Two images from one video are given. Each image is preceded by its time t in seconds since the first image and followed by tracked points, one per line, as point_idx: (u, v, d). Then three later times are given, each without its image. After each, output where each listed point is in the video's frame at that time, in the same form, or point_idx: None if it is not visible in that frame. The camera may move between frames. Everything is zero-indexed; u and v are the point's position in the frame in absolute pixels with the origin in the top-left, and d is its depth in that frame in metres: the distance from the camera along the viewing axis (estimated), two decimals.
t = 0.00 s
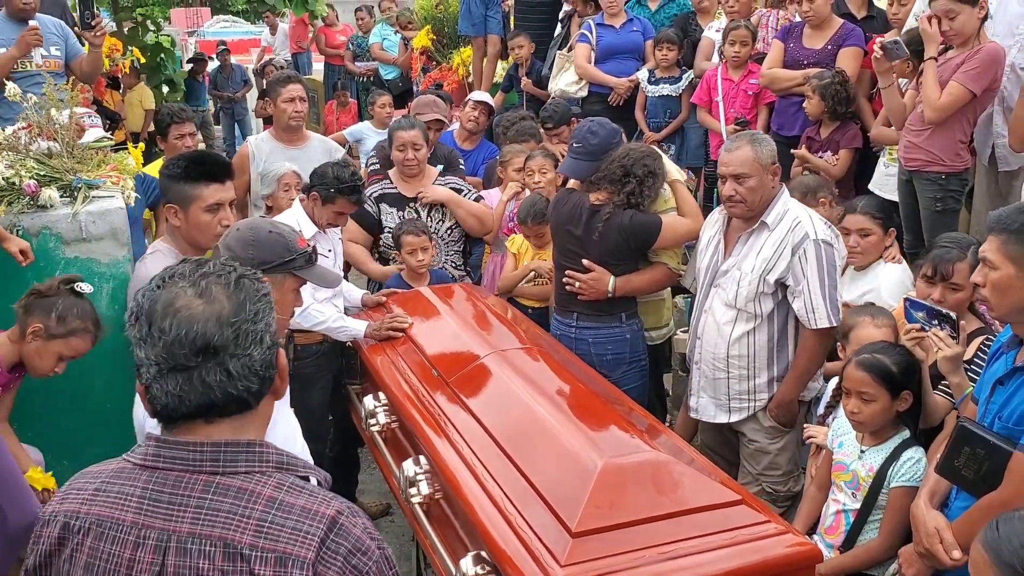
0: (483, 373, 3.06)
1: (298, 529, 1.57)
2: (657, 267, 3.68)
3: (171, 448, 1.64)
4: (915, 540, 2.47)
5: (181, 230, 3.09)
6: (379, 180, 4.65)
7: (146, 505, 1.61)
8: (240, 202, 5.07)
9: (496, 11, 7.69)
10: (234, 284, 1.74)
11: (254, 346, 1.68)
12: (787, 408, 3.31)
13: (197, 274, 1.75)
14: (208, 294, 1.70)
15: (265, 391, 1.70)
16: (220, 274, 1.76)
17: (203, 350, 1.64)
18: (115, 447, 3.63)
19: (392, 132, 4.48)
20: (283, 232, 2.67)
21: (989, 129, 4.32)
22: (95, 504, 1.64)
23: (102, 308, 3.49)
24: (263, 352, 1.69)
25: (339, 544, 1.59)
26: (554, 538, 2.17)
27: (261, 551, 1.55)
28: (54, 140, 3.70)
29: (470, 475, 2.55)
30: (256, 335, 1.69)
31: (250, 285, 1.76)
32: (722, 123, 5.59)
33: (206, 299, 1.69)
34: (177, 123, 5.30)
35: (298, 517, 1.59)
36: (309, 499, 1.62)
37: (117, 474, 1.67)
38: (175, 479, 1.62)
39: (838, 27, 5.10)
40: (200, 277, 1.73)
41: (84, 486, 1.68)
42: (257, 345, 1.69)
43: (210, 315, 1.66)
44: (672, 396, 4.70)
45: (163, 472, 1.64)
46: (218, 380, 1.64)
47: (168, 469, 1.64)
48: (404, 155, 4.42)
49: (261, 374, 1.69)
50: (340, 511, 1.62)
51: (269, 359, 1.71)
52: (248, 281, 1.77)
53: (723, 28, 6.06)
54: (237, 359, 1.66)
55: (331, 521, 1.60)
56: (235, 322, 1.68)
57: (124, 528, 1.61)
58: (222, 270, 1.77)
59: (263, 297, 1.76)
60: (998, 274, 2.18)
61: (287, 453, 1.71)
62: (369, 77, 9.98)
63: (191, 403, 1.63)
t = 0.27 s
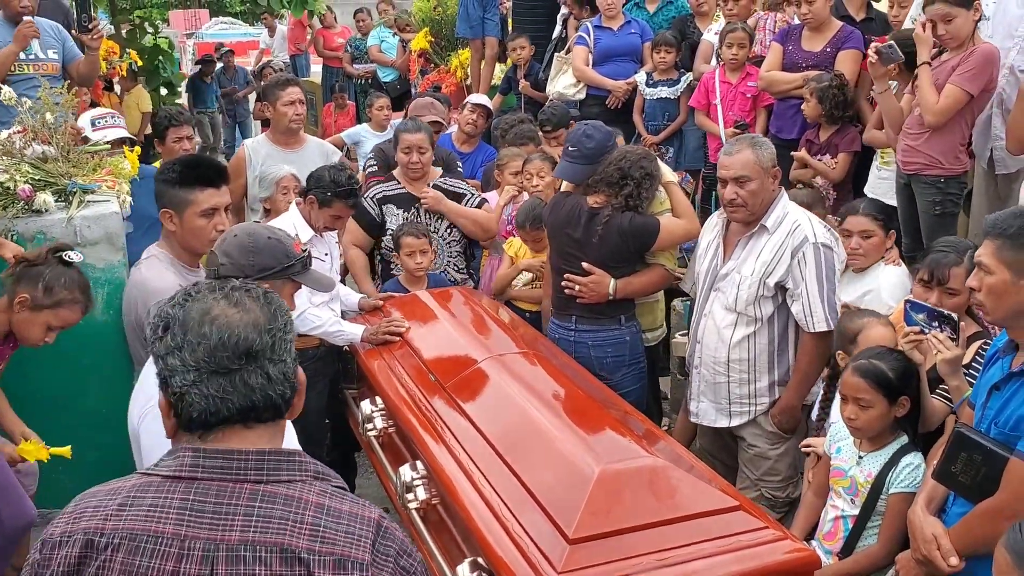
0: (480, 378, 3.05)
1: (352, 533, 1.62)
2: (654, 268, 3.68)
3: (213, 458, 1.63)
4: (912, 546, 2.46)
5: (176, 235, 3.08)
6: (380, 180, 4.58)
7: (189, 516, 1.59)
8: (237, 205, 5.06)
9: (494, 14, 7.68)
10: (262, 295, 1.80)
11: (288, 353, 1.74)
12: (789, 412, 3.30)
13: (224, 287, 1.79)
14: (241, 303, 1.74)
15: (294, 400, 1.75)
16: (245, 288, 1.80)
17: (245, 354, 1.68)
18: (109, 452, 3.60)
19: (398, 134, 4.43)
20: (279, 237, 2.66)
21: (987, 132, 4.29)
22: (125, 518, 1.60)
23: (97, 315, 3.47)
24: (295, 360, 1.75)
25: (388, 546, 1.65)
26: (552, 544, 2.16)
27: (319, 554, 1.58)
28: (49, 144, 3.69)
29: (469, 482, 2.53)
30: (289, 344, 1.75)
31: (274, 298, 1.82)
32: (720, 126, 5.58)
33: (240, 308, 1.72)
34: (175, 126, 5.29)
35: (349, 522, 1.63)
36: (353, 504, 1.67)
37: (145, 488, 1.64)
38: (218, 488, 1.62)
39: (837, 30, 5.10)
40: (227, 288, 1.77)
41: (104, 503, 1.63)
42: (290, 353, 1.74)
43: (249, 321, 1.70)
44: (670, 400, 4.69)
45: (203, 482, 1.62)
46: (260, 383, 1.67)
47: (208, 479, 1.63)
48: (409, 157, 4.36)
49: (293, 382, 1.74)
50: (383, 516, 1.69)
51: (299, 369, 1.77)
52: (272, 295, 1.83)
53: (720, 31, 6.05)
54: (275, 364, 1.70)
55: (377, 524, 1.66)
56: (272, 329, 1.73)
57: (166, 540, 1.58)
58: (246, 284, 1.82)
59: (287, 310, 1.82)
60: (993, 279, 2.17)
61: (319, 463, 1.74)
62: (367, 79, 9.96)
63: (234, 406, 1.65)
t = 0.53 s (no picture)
0: (479, 384, 3.04)
1: (353, 534, 1.62)
2: (651, 272, 3.68)
3: (208, 471, 1.61)
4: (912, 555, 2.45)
5: (174, 242, 3.07)
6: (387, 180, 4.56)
7: (188, 531, 1.55)
8: (235, 210, 5.06)
9: (493, 17, 7.68)
10: (238, 308, 1.82)
11: (269, 364, 1.76)
12: (789, 418, 3.30)
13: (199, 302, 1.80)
14: (220, 317, 1.75)
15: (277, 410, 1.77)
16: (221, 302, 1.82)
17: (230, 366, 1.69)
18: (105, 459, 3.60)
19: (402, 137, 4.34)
20: (277, 244, 2.66)
21: (987, 137, 4.30)
22: (122, 539, 1.55)
23: (96, 321, 3.49)
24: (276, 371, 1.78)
25: (385, 544, 1.66)
26: (551, 554, 2.15)
27: (324, 557, 1.57)
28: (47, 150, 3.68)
29: (468, 489, 2.51)
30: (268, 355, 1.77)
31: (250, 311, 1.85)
32: (720, 130, 5.58)
33: (220, 321, 1.74)
34: (174, 131, 5.28)
35: (347, 524, 1.64)
36: (347, 508, 1.68)
37: (139, 507, 1.59)
38: (215, 501, 1.59)
39: (836, 34, 5.09)
40: (204, 303, 1.79)
41: (95, 528, 1.57)
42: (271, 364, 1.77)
43: (231, 334, 1.72)
44: (670, 405, 4.68)
45: (200, 496, 1.59)
46: (246, 395, 1.69)
47: (204, 493, 1.60)
48: (413, 162, 4.32)
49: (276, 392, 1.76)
50: (377, 517, 1.70)
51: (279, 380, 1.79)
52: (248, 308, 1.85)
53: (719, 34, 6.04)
54: (259, 375, 1.72)
55: (373, 524, 1.67)
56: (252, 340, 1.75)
57: (166, 557, 1.53)
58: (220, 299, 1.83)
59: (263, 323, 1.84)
60: (991, 286, 2.17)
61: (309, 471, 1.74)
62: (365, 82, 9.95)
63: (222, 418, 1.66)
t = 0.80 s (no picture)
0: (480, 388, 3.04)
1: (310, 534, 1.61)
2: (651, 274, 3.68)
3: (162, 479, 1.61)
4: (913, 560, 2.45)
5: (175, 247, 3.08)
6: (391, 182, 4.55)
7: (144, 540, 1.56)
8: (236, 213, 5.06)
9: (492, 20, 7.70)
10: (187, 313, 1.78)
11: (222, 367, 1.74)
12: (791, 423, 3.31)
13: (149, 309, 1.77)
14: (168, 324, 1.72)
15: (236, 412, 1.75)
16: (171, 307, 1.79)
17: (179, 375, 1.66)
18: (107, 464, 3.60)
19: (412, 139, 4.45)
20: (279, 249, 2.66)
21: (988, 141, 4.33)
22: (83, 551, 1.56)
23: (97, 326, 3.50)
24: (230, 372, 1.75)
25: (348, 542, 1.64)
26: (553, 560, 2.15)
27: (280, 560, 1.57)
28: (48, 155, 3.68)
29: (468, 496, 2.51)
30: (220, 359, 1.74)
31: (200, 314, 1.81)
32: (720, 133, 5.59)
33: (168, 328, 1.71)
34: (175, 134, 5.29)
35: (305, 524, 1.62)
36: (308, 506, 1.66)
37: (101, 518, 1.60)
38: (170, 509, 1.59)
39: (837, 37, 5.10)
40: (150, 311, 1.75)
41: (59, 540, 1.59)
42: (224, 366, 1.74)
43: (178, 342, 1.69)
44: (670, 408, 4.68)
45: (156, 504, 1.59)
46: (198, 402, 1.66)
47: (160, 501, 1.60)
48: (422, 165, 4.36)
49: (233, 395, 1.74)
50: (340, 513, 1.68)
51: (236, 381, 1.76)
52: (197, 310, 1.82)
53: (719, 37, 6.05)
54: (210, 380, 1.70)
55: (334, 523, 1.65)
56: (201, 345, 1.72)
57: (124, 567, 1.54)
58: (172, 305, 1.80)
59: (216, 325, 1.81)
60: (996, 294, 2.16)
61: (272, 470, 1.72)
62: (366, 85, 9.96)
63: (175, 427, 1.64)
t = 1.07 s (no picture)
0: (479, 395, 3.04)
1: (249, 550, 1.58)
2: (649, 279, 3.68)
3: (112, 487, 1.62)
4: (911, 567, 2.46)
5: (174, 254, 3.08)
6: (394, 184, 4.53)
7: (92, 546, 1.57)
8: (234, 219, 5.06)
9: (491, 25, 7.72)
10: (139, 324, 1.73)
11: (165, 385, 1.67)
12: (790, 429, 3.31)
13: (103, 318, 1.73)
14: (112, 339, 1.68)
15: (184, 428, 1.70)
16: (126, 316, 1.74)
17: (110, 396, 1.63)
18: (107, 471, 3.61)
19: (419, 147, 4.42)
20: (277, 256, 2.66)
21: (983, 147, 4.34)
22: (37, 554, 1.59)
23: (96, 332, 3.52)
24: (175, 389, 1.68)
25: (290, 559, 1.60)
26: (551, 567, 2.16)
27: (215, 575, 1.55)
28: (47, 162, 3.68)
29: (467, 503, 2.52)
30: (164, 375, 1.68)
31: (156, 323, 1.75)
32: (718, 139, 5.60)
33: (110, 345, 1.67)
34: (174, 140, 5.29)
35: (246, 539, 1.59)
36: (255, 520, 1.63)
37: (60, 522, 1.62)
38: (119, 517, 1.60)
39: (835, 43, 5.11)
40: (103, 321, 1.72)
41: (22, 540, 1.62)
42: (167, 384, 1.67)
43: (114, 361, 1.65)
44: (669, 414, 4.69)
45: (106, 512, 1.61)
46: (130, 424, 1.63)
47: (111, 509, 1.61)
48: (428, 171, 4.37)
49: (176, 412, 1.68)
50: (287, 529, 1.64)
51: (182, 397, 1.69)
52: (155, 319, 1.76)
53: (717, 43, 6.06)
54: (147, 401, 1.65)
55: (278, 539, 1.61)
56: (141, 363, 1.67)
57: (71, 572, 1.56)
58: (128, 314, 1.75)
59: (170, 335, 1.74)
60: (999, 303, 2.17)
61: (228, 481, 1.71)
62: (365, 90, 9.97)
63: (106, 451, 1.63)
